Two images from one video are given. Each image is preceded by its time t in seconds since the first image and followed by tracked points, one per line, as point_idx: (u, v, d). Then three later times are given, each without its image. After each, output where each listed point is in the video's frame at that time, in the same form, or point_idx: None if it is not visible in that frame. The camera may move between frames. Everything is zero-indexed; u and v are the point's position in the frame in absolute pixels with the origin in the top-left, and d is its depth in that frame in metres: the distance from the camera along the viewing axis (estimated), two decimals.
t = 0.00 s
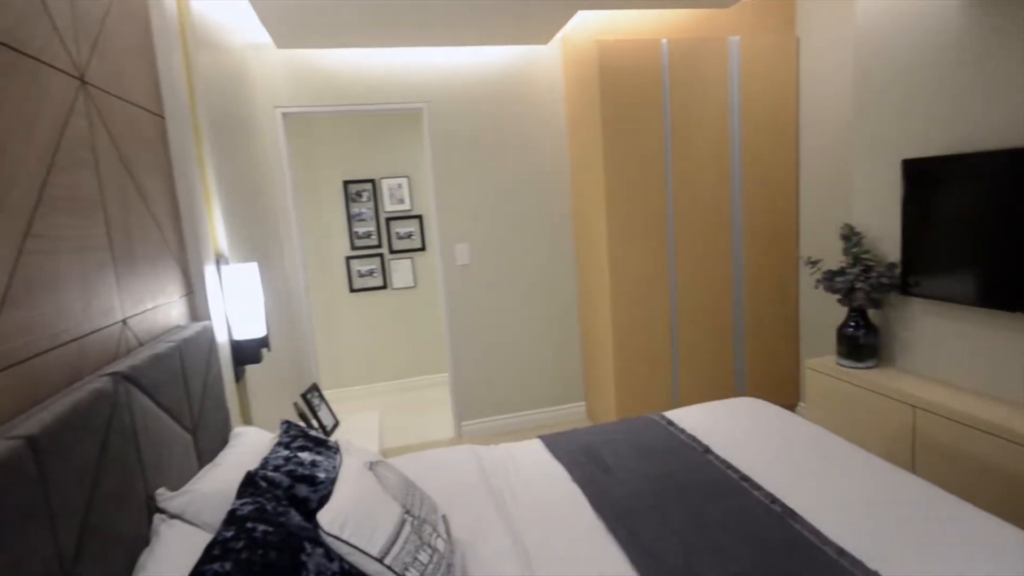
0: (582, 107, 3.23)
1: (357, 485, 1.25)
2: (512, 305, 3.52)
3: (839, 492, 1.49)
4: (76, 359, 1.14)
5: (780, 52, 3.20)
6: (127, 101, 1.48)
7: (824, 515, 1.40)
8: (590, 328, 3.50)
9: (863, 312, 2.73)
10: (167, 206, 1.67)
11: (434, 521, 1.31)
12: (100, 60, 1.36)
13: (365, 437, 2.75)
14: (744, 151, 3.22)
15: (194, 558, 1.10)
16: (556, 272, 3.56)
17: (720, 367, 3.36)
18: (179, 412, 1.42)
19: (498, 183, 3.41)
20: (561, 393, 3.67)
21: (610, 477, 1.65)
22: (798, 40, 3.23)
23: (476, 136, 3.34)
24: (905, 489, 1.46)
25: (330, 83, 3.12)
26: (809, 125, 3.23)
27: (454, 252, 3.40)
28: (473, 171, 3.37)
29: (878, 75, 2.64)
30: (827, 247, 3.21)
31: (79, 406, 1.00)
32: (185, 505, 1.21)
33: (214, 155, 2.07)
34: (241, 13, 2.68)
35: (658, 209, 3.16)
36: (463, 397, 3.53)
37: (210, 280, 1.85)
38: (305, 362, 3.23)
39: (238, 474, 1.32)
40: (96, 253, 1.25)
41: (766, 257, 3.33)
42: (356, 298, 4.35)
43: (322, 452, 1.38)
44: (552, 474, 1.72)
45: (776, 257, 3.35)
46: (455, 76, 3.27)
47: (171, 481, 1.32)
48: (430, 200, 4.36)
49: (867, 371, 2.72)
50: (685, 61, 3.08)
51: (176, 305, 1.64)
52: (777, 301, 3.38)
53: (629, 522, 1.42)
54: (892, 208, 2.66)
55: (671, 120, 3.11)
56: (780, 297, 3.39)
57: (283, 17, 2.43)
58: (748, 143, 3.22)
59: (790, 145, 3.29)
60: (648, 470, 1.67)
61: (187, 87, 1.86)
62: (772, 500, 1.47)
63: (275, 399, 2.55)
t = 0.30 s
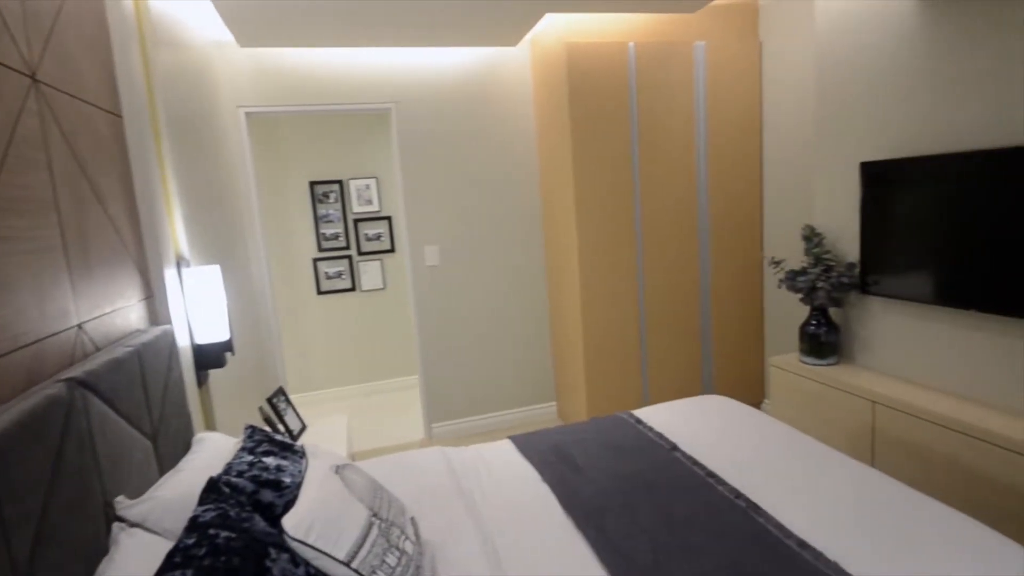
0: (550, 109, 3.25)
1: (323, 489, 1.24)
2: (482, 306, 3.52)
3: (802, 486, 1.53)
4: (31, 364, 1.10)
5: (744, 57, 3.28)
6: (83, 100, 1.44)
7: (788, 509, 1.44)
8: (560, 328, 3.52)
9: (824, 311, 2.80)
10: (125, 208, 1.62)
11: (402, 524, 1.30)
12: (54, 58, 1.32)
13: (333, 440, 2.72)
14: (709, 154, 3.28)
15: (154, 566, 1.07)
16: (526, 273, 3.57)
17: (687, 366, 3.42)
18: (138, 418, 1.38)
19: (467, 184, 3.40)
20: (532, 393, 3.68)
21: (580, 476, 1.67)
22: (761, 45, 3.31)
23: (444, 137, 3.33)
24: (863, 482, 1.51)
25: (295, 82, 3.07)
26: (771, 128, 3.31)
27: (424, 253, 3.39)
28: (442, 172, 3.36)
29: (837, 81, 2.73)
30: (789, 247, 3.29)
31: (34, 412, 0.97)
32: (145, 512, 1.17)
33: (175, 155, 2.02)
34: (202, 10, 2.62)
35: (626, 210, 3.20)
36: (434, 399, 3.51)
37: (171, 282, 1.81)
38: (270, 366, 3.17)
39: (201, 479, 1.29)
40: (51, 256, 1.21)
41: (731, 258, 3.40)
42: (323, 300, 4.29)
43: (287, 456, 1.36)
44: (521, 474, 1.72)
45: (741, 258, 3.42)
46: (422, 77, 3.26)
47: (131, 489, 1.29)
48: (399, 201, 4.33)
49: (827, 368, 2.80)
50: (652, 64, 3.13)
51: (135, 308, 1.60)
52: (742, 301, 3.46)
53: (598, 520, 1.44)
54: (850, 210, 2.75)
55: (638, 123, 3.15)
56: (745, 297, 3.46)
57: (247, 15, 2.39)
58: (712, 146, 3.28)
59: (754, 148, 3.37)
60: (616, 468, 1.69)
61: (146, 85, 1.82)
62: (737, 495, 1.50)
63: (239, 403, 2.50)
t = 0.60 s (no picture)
0: (524, 111, 3.26)
1: (293, 494, 1.22)
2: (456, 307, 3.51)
3: (771, 482, 1.56)
4: None
5: (713, 61, 3.34)
6: (42, 98, 1.40)
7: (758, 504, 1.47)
8: (535, 329, 3.53)
9: (792, 310, 2.87)
10: (87, 209, 1.58)
11: (374, 526, 1.29)
12: (11, 56, 1.28)
13: (306, 444, 2.68)
14: (680, 155, 3.33)
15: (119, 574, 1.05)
16: (500, 274, 3.57)
17: (660, 364, 3.46)
18: (101, 424, 1.35)
19: (440, 185, 3.40)
20: (507, 394, 3.68)
21: (554, 475, 1.68)
22: (729, 50, 3.37)
23: (417, 138, 3.32)
24: (829, 478, 1.55)
25: (264, 82, 3.03)
26: (740, 131, 3.37)
27: (397, 254, 3.37)
28: (415, 173, 3.34)
29: (804, 85, 2.80)
30: (758, 248, 3.36)
31: None
32: (109, 520, 1.15)
33: (139, 155, 1.97)
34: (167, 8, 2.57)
35: (599, 211, 3.23)
36: (408, 401, 3.49)
37: (135, 285, 1.76)
38: (239, 370, 3.12)
39: (166, 486, 1.27)
40: (9, 260, 1.17)
41: (702, 258, 3.46)
42: (295, 303, 4.23)
43: (256, 461, 1.34)
44: (495, 474, 1.73)
45: (712, 258, 3.48)
46: (394, 77, 3.24)
47: (94, 495, 1.26)
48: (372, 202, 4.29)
49: (795, 365, 2.86)
50: (623, 67, 3.16)
51: (98, 312, 1.56)
52: (713, 301, 3.51)
53: (571, 519, 1.45)
54: (816, 212, 2.82)
55: (610, 125, 3.18)
56: (716, 296, 3.52)
57: (214, 12, 2.35)
58: (683, 148, 3.33)
59: (723, 151, 3.43)
60: (590, 466, 1.71)
61: (108, 84, 1.77)
62: (708, 492, 1.53)
63: (207, 408, 2.44)
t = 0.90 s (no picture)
0: (493, 113, 3.27)
1: (258, 500, 1.20)
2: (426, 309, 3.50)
3: (737, 478, 1.60)
4: None
5: (679, 66, 3.40)
6: None
7: (725, 500, 1.50)
8: (505, 330, 3.54)
9: (756, 310, 2.93)
10: (43, 212, 1.52)
11: (341, 530, 1.27)
12: None
13: (273, 450, 2.64)
14: (648, 159, 3.38)
15: None
16: (470, 276, 3.57)
17: (629, 365, 3.50)
18: (58, 432, 1.31)
19: (410, 187, 3.38)
20: (478, 396, 3.68)
21: (524, 476, 1.68)
22: (695, 56, 3.44)
23: (386, 139, 3.30)
24: (791, 473, 1.59)
25: (228, 81, 2.98)
26: (706, 135, 3.44)
27: (366, 257, 3.34)
28: (384, 174, 3.32)
29: (766, 92, 2.87)
30: (724, 250, 3.43)
31: None
32: (68, 529, 1.12)
33: (97, 155, 1.91)
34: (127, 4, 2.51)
35: (569, 213, 3.25)
36: (378, 405, 3.46)
37: (93, 289, 1.71)
38: (203, 375, 3.05)
39: (126, 492, 1.24)
40: None
41: (670, 260, 3.51)
42: (261, 306, 4.16)
43: (219, 467, 1.32)
44: (465, 476, 1.72)
45: (679, 260, 3.54)
46: (362, 78, 3.22)
47: (51, 504, 1.22)
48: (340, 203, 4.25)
49: (759, 364, 2.93)
50: (591, 71, 3.20)
51: (54, 316, 1.51)
52: (680, 301, 3.57)
53: (541, 519, 1.46)
54: (779, 215, 2.89)
55: (579, 128, 3.22)
56: (683, 298, 3.58)
57: (177, 11, 2.31)
58: (651, 152, 3.38)
59: (690, 154, 3.49)
60: (560, 467, 1.72)
61: (64, 82, 1.72)
62: (676, 490, 1.55)
63: (169, 414, 2.39)
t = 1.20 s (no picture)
0: (467, 115, 3.27)
1: (227, 506, 1.19)
2: (401, 312, 3.48)
3: (707, 477, 1.63)
4: None
5: (652, 71, 3.45)
6: None
7: (697, 498, 1.52)
8: (481, 333, 3.54)
9: (727, 311, 2.99)
10: (5, 213, 1.48)
11: (313, 535, 1.27)
12: None
13: (244, 455, 2.60)
14: (621, 162, 3.42)
15: None
16: (445, 278, 3.57)
17: (604, 366, 3.53)
18: (20, 439, 1.27)
19: (384, 188, 3.36)
20: (453, 399, 3.67)
21: (498, 477, 1.69)
22: (666, 61, 3.49)
23: (359, 141, 3.28)
24: (760, 471, 1.63)
25: (198, 81, 2.93)
26: (678, 139, 3.50)
27: (339, 259, 3.31)
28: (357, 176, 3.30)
29: (736, 97, 2.93)
30: (695, 252, 3.49)
31: None
32: (30, 538, 1.09)
33: (60, 154, 1.87)
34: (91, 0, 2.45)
35: (543, 216, 3.27)
36: (351, 408, 3.43)
37: (56, 291, 1.67)
38: (171, 379, 2.99)
39: (93, 498, 1.21)
40: None
41: (643, 262, 3.56)
42: (231, 308, 4.09)
43: (187, 473, 1.30)
44: (440, 478, 1.72)
45: (652, 262, 3.58)
46: (335, 79, 3.19)
47: (13, 513, 1.19)
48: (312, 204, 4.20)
49: (730, 364, 2.98)
50: (565, 75, 3.23)
51: (15, 320, 1.46)
52: (654, 303, 3.62)
53: (515, 519, 1.47)
54: (749, 218, 2.95)
55: (554, 131, 3.24)
56: (656, 299, 3.63)
57: (145, 9, 2.27)
58: (624, 155, 3.42)
59: (662, 158, 3.54)
60: (533, 468, 1.73)
61: (26, 79, 1.68)
62: (647, 488, 1.58)
63: (136, 420, 2.34)
